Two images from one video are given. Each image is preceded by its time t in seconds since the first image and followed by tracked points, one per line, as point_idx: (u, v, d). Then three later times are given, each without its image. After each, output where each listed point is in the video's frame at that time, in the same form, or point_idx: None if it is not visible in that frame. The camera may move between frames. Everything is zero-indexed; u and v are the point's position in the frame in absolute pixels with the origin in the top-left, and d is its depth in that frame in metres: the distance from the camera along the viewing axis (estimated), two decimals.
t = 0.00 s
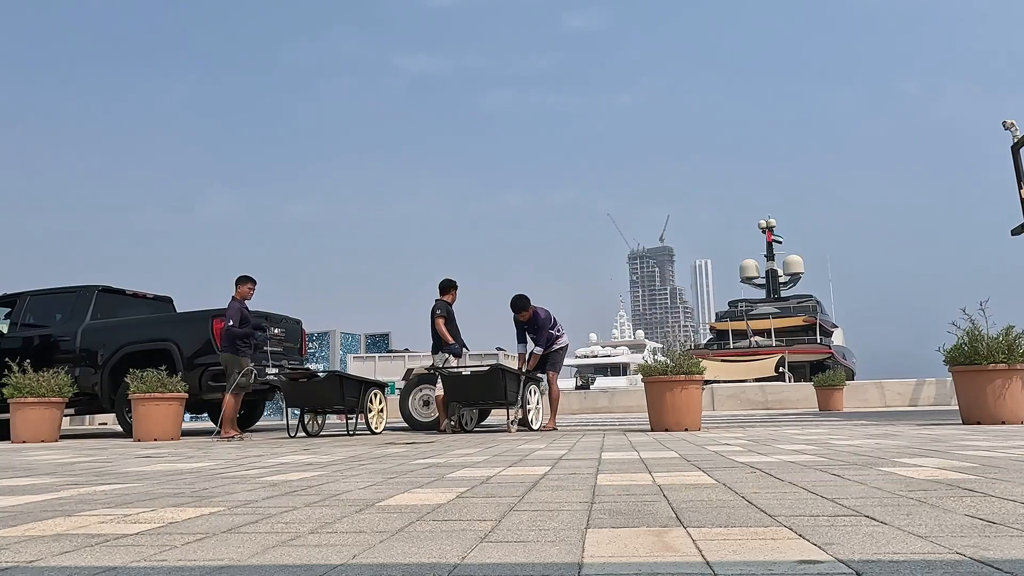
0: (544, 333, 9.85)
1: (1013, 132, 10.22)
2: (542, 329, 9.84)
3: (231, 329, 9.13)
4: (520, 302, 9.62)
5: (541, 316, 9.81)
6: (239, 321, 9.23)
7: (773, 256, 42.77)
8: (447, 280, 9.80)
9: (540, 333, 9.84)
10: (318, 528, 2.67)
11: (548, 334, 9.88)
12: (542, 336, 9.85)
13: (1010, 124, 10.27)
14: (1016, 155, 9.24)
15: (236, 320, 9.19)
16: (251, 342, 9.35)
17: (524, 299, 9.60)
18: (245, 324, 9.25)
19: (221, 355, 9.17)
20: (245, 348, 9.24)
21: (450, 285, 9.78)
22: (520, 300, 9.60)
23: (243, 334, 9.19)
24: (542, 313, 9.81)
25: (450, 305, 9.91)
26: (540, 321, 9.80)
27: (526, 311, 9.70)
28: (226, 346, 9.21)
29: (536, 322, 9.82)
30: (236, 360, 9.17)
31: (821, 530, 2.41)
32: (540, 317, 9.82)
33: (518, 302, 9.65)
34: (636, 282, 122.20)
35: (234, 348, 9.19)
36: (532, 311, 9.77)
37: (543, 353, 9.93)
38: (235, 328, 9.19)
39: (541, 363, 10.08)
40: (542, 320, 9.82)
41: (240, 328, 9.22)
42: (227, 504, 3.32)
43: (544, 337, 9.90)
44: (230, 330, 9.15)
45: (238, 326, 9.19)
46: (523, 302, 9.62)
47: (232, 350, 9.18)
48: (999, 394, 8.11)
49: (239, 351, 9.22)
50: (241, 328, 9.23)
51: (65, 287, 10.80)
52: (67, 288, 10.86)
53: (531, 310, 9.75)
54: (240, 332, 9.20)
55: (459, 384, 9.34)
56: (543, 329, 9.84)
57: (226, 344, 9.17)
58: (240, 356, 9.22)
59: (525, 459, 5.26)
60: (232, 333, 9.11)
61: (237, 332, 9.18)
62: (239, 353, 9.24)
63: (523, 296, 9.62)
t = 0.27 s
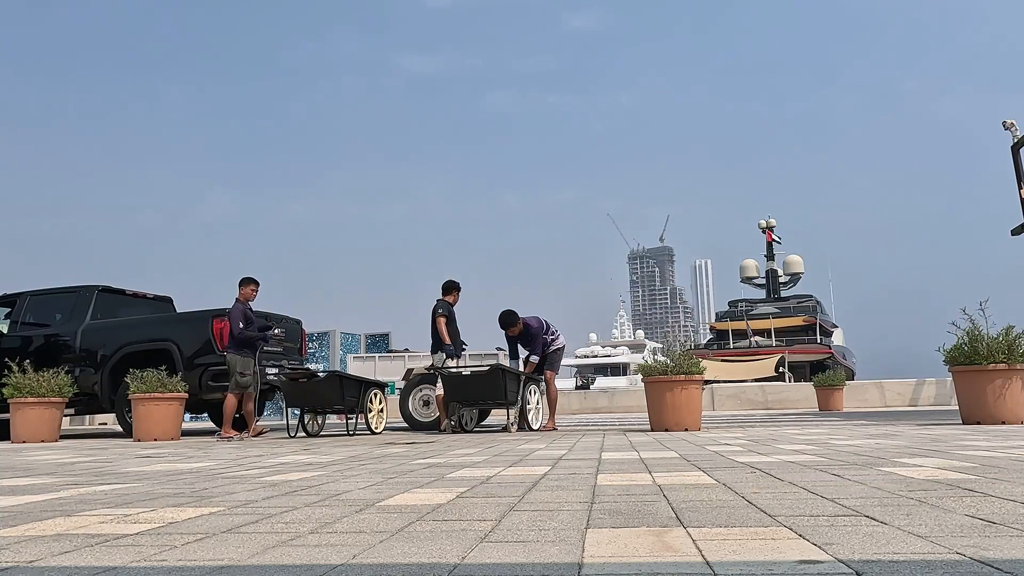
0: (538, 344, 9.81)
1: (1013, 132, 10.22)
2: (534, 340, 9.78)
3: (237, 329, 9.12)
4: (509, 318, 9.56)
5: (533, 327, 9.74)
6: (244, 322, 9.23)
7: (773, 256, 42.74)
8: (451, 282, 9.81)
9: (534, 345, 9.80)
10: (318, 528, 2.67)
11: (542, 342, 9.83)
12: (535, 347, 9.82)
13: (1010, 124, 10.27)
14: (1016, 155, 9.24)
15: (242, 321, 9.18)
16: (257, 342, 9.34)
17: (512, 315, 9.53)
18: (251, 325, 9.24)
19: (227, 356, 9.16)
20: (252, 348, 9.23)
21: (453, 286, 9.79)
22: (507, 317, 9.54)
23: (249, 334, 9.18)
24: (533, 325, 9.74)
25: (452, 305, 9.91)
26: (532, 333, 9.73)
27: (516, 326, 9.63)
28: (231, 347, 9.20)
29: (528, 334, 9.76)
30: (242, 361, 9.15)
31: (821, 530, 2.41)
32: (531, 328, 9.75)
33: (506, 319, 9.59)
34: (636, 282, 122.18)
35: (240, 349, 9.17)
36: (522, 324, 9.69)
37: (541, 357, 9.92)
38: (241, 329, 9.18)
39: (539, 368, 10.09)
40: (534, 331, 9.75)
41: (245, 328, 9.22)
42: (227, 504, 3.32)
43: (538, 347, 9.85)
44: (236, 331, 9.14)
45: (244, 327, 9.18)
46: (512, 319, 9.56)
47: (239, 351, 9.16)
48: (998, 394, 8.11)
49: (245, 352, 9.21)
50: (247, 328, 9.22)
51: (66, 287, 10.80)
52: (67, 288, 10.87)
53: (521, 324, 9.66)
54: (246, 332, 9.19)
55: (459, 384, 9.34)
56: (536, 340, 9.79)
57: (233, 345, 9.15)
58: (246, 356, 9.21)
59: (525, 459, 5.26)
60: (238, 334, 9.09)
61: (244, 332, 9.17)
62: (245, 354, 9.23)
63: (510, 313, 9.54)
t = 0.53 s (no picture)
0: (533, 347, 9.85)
1: (1013, 132, 10.21)
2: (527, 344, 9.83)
3: (246, 330, 9.11)
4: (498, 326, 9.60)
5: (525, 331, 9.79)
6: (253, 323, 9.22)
7: (773, 256, 42.73)
8: (454, 281, 9.78)
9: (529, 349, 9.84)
10: (318, 528, 2.67)
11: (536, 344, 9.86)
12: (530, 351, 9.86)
13: (1010, 124, 10.27)
14: (1016, 155, 9.24)
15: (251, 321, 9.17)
16: (265, 344, 9.33)
17: (501, 324, 9.57)
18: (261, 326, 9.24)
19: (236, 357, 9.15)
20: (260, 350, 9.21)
21: (456, 285, 9.77)
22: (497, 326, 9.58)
23: (258, 334, 9.18)
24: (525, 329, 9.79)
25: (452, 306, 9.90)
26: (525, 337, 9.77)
27: (507, 333, 9.64)
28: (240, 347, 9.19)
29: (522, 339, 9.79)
30: (250, 362, 9.14)
31: (822, 530, 2.41)
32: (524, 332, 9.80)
33: (496, 326, 9.60)
34: (637, 282, 122.18)
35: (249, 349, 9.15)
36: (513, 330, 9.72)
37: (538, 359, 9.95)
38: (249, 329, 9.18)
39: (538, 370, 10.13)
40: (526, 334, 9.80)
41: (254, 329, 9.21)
42: (227, 504, 3.32)
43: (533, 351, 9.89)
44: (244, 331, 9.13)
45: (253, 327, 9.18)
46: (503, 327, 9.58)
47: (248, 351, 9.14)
48: (997, 395, 8.11)
49: (254, 352, 9.19)
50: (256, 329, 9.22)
51: (66, 287, 10.81)
52: (67, 288, 10.87)
53: (511, 330, 9.70)
54: (255, 333, 9.18)
55: (459, 384, 9.34)
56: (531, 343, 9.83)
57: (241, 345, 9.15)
58: (255, 357, 9.20)
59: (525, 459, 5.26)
60: (247, 334, 9.09)
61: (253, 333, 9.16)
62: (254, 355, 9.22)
63: (498, 322, 9.59)
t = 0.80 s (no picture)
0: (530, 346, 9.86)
1: (1013, 132, 10.21)
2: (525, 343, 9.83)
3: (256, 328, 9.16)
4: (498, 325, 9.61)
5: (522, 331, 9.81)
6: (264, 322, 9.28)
7: (773, 256, 42.73)
8: (455, 280, 9.77)
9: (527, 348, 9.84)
10: (318, 528, 2.67)
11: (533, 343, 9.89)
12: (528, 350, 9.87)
13: (1010, 124, 10.27)
14: (1016, 154, 9.24)
15: (262, 320, 9.22)
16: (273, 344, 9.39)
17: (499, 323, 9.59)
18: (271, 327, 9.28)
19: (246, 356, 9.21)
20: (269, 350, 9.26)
21: (456, 284, 9.76)
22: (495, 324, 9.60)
23: (268, 334, 9.24)
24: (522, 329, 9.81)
25: (451, 306, 9.88)
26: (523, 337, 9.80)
27: (505, 330, 9.64)
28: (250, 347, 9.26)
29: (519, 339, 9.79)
30: (258, 361, 9.19)
31: (822, 530, 2.41)
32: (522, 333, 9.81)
33: (493, 324, 9.61)
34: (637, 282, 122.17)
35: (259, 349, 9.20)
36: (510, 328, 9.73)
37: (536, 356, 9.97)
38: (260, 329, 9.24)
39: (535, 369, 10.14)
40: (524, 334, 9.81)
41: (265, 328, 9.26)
42: (227, 504, 3.32)
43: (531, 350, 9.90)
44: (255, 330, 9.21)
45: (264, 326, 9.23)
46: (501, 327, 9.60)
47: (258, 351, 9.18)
48: (997, 395, 8.11)
49: (263, 352, 9.24)
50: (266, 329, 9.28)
51: (66, 287, 10.81)
52: (67, 287, 10.87)
53: (507, 327, 9.69)
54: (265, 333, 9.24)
55: (459, 384, 9.34)
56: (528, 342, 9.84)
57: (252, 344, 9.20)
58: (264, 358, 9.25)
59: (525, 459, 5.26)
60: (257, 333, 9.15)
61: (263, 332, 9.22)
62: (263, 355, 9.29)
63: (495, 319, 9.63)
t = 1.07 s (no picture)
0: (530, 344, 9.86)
1: (1013, 132, 10.21)
2: (525, 341, 9.82)
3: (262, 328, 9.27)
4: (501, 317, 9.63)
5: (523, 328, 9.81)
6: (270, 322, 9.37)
7: (773, 256, 42.73)
8: (459, 281, 9.76)
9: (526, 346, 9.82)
10: (318, 528, 2.67)
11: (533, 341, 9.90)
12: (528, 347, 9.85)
13: (1010, 124, 10.27)
14: (1016, 154, 9.24)
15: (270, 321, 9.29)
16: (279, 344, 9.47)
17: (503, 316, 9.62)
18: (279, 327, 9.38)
19: (253, 356, 9.32)
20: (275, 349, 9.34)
21: (457, 285, 9.74)
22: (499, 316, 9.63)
23: (273, 333, 9.33)
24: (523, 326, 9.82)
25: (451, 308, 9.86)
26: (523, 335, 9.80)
27: (506, 323, 9.68)
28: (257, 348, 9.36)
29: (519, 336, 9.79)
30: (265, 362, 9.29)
31: (822, 530, 2.41)
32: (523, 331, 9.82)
33: (496, 315, 9.64)
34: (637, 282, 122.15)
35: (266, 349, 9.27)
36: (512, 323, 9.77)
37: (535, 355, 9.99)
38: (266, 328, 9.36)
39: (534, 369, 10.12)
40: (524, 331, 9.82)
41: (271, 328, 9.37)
42: (227, 504, 3.32)
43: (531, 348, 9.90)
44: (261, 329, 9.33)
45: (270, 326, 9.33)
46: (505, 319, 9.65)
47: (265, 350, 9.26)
48: (997, 395, 8.11)
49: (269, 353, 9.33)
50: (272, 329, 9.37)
51: (66, 287, 10.81)
52: (67, 288, 10.87)
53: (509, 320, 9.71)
54: (271, 332, 9.34)
55: (459, 384, 9.34)
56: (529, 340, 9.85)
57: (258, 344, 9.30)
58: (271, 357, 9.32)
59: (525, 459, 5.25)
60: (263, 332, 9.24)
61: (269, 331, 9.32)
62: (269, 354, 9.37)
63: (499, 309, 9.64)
